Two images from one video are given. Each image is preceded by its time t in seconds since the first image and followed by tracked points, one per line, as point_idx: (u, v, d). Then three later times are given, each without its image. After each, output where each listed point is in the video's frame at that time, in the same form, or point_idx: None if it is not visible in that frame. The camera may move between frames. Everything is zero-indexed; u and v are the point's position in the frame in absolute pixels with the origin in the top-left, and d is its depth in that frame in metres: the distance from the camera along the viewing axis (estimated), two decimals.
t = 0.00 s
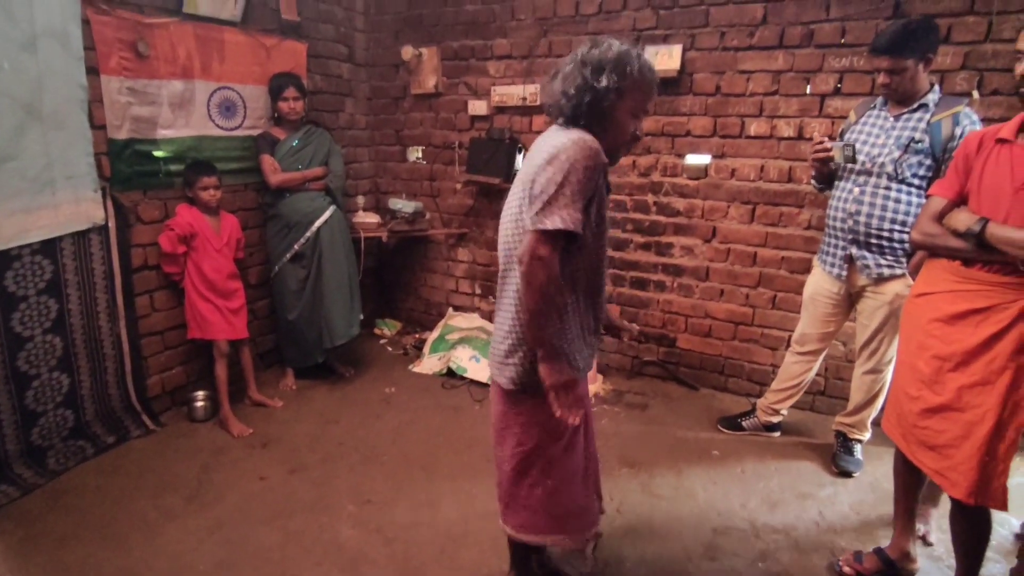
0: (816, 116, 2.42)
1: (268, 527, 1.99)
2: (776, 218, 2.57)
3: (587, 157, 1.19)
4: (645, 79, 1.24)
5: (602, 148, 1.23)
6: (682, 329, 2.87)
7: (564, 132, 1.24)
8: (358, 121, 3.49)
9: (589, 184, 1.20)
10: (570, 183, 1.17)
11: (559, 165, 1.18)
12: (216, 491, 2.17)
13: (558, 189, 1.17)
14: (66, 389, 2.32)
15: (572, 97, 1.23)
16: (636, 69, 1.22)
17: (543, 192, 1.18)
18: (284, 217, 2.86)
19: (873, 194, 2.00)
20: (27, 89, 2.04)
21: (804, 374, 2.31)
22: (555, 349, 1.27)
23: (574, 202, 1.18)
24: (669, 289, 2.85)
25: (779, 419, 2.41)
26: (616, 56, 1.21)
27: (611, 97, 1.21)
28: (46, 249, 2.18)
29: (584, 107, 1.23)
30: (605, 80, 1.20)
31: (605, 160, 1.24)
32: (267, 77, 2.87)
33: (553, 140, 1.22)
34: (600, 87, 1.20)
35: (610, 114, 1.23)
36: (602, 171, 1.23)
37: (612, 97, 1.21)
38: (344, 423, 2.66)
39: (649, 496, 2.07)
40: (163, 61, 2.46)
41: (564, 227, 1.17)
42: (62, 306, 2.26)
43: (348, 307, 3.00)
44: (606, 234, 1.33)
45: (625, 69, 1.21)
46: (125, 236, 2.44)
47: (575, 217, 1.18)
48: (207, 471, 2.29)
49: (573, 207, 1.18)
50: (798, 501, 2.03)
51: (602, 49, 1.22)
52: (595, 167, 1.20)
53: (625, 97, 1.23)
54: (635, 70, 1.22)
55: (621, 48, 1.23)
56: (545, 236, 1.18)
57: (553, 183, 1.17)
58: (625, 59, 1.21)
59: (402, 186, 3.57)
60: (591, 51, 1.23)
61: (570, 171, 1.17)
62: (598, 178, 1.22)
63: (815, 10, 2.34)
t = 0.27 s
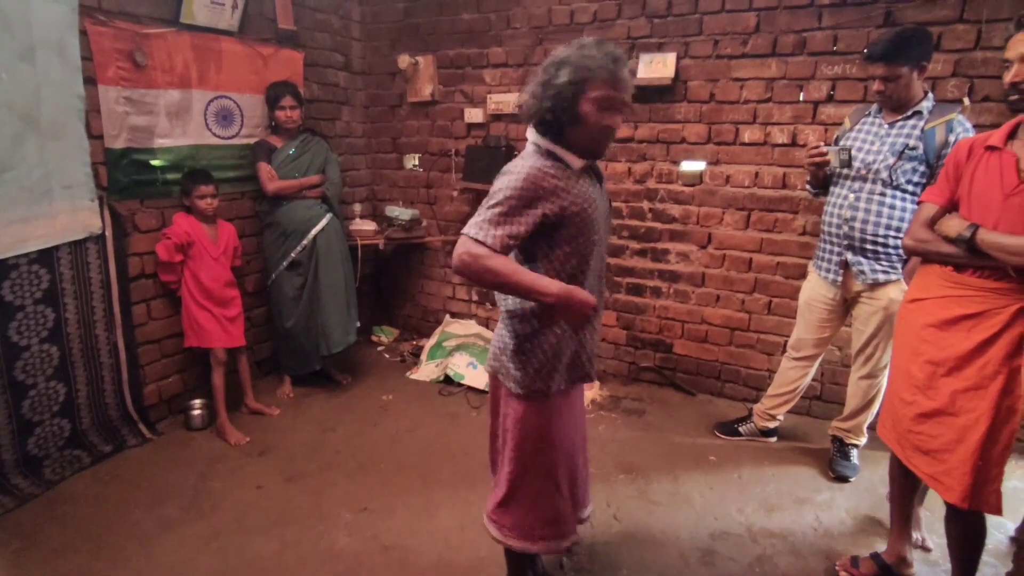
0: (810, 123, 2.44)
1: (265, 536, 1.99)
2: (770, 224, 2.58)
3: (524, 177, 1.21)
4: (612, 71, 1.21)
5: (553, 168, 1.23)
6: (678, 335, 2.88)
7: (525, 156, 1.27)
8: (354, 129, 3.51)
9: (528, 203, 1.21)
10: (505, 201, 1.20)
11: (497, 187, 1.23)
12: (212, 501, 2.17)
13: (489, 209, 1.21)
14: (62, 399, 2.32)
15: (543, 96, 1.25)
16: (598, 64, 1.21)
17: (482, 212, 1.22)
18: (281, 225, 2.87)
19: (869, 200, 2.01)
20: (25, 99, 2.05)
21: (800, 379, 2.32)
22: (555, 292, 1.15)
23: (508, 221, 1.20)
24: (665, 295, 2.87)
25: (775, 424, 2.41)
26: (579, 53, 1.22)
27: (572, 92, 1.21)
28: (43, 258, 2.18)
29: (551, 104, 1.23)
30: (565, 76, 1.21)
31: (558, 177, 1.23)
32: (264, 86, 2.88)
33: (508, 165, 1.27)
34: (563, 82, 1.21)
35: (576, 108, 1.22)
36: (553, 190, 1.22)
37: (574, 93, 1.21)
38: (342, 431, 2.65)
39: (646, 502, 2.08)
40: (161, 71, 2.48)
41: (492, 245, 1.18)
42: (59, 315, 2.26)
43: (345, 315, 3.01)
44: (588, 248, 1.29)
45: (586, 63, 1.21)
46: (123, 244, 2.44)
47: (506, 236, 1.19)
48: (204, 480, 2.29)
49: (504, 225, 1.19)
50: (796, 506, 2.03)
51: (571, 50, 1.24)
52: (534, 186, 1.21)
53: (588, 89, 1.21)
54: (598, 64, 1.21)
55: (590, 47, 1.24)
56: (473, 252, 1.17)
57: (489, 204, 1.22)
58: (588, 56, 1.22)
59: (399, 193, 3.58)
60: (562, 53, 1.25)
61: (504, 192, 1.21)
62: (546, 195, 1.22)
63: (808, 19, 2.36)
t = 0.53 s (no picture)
0: (804, 127, 2.45)
1: (262, 542, 1.98)
2: (766, 228, 2.59)
3: (518, 190, 1.20)
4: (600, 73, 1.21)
5: (548, 182, 1.23)
6: (675, 339, 2.88)
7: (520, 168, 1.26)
8: (351, 134, 3.51)
9: (521, 217, 1.20)
10: (497, 215, 1.20)
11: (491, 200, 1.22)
12: (209, 507, 2.16)
13: (482, 222, 1.20)
14: (58, 406, 2.31)
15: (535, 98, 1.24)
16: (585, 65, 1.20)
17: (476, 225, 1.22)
18: (278, 231, 2.86)
19: (866, 203, 2.02)
20: (21, 106, 2.05)
21: (798, 382, 2.32)
22: (550, 308, 1.18)
23: (501, 234, 1.20)
24: (661, 298, 2.87)
25: (773, 427, 2.42)
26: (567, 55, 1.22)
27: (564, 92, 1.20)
28: (38, 264, 2.17)
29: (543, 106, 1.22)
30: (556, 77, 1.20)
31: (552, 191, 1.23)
32: (260, 92, 2.88)
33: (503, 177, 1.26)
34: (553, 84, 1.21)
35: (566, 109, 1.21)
36: (547, 204, 1.22)
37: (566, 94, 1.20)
38: (339, 436, 2.65)
39: (644, 506, 2.08)
40: (157, 77, 2.48)
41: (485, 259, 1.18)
42: (55, 321, 2.26)
43: (342, 320, 3.00)
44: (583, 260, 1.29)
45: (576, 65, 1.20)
46: (119, 250, 2.44)
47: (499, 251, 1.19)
48: (201, 486, 2.28)
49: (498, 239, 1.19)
50: (793, 509, 2.04)
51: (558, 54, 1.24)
52: (527, 200, 1.20)
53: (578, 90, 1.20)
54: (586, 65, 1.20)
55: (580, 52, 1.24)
56: (468, 267, 1.18)
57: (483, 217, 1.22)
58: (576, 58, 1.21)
59: (396, 198, 3.59)
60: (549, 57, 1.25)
61: (499, 207, 1.21)
62: (539, 209, 1.21)
63: (801, 23, 2.38)
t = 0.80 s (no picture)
0: (798, 130, 2.46)
1: (257, 548, 1.97)
2: (760, 231, 2.60)
3: (499, 198, 1.16)
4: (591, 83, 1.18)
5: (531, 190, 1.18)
6: (671, 342, 2.88)
7: (502, 174, 1.22)
8: (346, 138, 3.51)
9: (502, 226, 1.16)
10: (478, 224, 1.16)
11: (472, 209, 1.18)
12: (203, 514, 2.15)
13: (463, 231, 1.16)
14: (50, 413, 2.29)
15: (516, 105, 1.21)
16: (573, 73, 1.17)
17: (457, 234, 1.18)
18: (273, 235, 2.86)
19: (861, 206, 2.03)
20: (14, 111, 2.04)
21: (793, 385, 2.33)
22: (531, 318, 1.16)
23: (482, 245, 1.15)
24: (657, 301, 2.87)
25: (768, 430, 2.42)
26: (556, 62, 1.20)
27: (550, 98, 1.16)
28: (31, 270, 2.17)
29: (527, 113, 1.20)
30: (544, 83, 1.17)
31: (534, 199, 1.19)
32: (255, 97, 2.88)
33: (484, 183, 1.22)
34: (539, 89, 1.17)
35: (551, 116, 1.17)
36: (528, 212, 1.18)
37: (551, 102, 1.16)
38: (334, 441, 2.64)
39: (640, 510, 2.08)
40: (151, 82, 2.48)
41: (465, 271, 1.15)
42: (47, 327, 2.25)
43: (337, 325, 3.00)
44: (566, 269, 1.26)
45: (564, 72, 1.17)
46: (112, 256, 2.43)
47: (480, 262, 1.15)
48: (195, 493, 2.27)
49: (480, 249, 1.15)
50: (789, 512, 2.04)
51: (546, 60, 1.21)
52: (509, 209, 1.16)
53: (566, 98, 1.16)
54: (573, 74, 1.17)
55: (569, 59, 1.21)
56: (448, 280, 1.14)
57: (464, 226, 1.17)
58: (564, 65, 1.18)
59: (391, 203, 3.58)
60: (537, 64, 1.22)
61: (478, 214, 1.17)
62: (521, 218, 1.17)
63: (794, 28, 2.39)
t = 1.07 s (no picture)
0: (790, 132, 2.47)
1: (248, 553, 1.96)
2: (753, 233, 2.61)
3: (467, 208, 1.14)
4: (556, 92, 1.19)
5: (495, 200, 1.17)
6: (665, 344, 2.89)
7: (465, 181, 1.20)
8: (339, 141, 3.50)
9: (468, 237, 1.15)
10: (444, 235, 1.13)
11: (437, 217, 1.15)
12: (195, 519, 2.14)
13: (428, 240, 1.13)
14: (40, 418, 2.27)
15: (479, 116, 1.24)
16: (536, 85, 1.18)
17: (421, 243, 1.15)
18: (265, 239, 2.85)
19: (854, 208, 2.04)
20: (3, 114, 2.03)
21: (786, 386, 2.33)
22: (499, 340, 1.14)
23: (449, 256, 1.13)
24: (651, 304, 2.88)
25: (762, 431, 2.42)
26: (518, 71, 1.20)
27: (512, 114, 1.19)
28: (21, 274, 2.15)
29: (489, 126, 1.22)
30: (505, 95, 1.18)
31: (498, 209, 1.18)
32: (247, 99, 2.87)
33: (448, 191, 1.18)
34: (501, 103, 1.19)
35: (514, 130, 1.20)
36: (493, 223, 1.17)
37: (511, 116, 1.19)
38: (327, 445, 2.63)
39: (634, 512, 2.07)
40: (142, 84, 2.46)
41: (432, 283, 1.12)
42: (37, 332, 2.23)
43: (331, 328, 2.99)
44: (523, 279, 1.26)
45: (525, 84, 1.18)
46: (103, 259, 2.41)
47: (447, 273, 1.13)
48: (187, 498, 2.25)
49: (447, 261, 1.12)
50: (783, 513, 2.04)
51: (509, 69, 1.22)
52: (475, 219, 1.14)
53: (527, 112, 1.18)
54: (534, 84, 1.18)
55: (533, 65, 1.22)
56: (415, 293, 1.11)
57: (428, 236, 1.14)
58: (527, 76, 1.19)
59: (385, 205, 3.58)
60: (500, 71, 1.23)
61: (446, 224, 1.14)
62: (486, 228, 1.16)
63: (786, 31, 2.40)
